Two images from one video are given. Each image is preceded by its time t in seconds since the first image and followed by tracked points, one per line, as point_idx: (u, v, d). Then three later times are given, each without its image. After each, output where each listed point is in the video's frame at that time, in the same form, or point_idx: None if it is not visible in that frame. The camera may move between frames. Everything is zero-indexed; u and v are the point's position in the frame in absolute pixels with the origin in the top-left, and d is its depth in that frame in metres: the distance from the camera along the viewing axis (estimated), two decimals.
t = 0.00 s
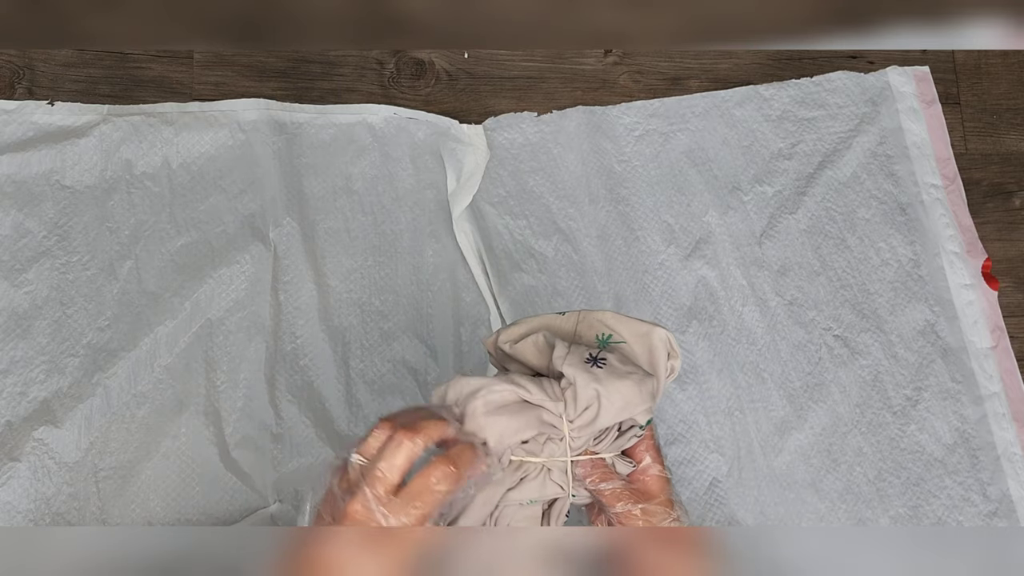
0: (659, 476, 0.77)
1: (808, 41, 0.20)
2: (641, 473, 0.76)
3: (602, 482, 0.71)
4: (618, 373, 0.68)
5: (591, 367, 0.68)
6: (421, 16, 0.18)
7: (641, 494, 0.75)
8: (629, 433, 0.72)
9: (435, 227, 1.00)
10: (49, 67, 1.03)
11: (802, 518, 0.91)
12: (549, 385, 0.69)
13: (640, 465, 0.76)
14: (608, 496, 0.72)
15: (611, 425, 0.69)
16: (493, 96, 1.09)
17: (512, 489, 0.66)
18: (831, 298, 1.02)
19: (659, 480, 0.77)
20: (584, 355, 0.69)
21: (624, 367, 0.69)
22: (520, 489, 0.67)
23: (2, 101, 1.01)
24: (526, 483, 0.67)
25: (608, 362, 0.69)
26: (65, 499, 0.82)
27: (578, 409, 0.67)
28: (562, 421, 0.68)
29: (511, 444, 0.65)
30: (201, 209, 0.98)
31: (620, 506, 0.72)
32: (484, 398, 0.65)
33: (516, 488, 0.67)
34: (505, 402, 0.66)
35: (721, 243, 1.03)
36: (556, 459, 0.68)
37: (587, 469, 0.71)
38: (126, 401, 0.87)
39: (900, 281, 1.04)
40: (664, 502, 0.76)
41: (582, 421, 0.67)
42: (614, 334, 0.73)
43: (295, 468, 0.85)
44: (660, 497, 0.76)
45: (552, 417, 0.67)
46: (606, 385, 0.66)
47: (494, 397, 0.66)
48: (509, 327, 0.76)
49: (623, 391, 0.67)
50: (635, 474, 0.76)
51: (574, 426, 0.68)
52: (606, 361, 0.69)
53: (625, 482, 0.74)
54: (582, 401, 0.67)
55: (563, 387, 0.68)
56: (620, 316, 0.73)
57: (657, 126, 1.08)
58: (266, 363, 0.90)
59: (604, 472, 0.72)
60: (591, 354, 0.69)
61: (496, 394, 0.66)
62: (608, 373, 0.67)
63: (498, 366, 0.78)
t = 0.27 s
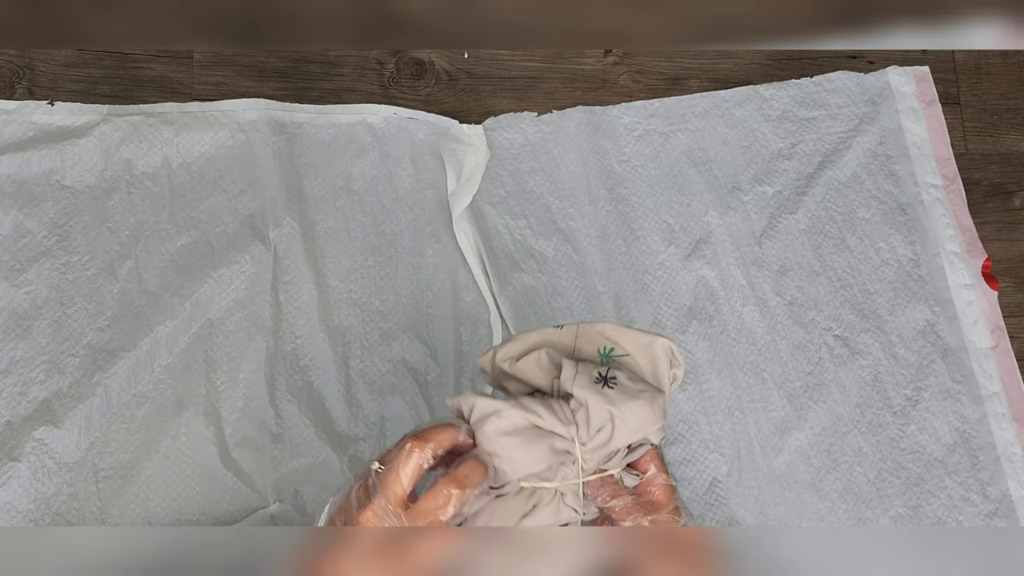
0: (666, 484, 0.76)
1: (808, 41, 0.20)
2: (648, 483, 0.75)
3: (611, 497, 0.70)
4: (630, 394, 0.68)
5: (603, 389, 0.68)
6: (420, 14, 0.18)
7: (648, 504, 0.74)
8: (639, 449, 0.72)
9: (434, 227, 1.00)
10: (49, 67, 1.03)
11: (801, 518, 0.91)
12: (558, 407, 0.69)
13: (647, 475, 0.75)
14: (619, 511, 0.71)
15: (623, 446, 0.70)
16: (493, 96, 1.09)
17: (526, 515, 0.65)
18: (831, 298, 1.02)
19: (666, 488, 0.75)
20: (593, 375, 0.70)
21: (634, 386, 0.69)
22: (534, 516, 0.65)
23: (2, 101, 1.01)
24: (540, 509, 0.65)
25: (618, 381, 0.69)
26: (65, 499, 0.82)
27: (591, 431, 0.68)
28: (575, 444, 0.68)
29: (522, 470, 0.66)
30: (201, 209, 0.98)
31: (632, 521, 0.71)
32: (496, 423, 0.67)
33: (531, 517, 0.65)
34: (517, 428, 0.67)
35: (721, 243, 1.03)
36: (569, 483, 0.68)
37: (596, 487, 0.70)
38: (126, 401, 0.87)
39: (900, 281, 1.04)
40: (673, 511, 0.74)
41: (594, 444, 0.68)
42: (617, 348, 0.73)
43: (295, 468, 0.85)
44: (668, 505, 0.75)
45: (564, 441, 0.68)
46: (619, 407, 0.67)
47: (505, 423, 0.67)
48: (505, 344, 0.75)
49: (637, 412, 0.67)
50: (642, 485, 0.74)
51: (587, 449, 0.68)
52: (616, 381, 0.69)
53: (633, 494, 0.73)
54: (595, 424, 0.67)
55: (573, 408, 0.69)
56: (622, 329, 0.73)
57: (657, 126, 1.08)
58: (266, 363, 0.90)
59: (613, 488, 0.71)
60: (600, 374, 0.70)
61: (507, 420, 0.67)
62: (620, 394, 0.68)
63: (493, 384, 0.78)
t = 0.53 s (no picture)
0: (671, 487, 0.76)
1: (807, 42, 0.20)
2: (654, 486, 0.76)
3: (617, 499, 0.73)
4: (643, 393, 0.68)
5: (616, 388, 0.68)
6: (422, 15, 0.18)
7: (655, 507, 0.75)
8: (649, 450, 0.72)
9: (435, 227, 1.00)
10: (49, 67, 1.03)
11: (801, 518, 0.91)
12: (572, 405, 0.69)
13: (653, 478, 0.76)
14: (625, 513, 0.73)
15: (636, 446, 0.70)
16: (493, 96, 1.09)
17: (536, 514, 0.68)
18: (831, 298, 1.02)
19: (672, 490, 0.76)
20: (607, 374, 0.69)
21: (647, 386, 0.69)
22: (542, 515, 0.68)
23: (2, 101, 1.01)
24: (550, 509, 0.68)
25: (631, 380, 0.69)
26: (65, 499, 0.82)
27: (603, 430, 0.68)
28: (588, 443, 0.68)
29: (536, 466, 0.68)
30: (201, 209, 0.98)
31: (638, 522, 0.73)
32: (512, 416, 0.67)
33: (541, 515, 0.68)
34: (532, 423, 0.68)
35: (721, 243, 1.03)
36: (580, 482, 0.69)
37: (603, 488, 0.73)
38: (126, 401, 0.87)
39: (900, 280, 1.04)
40: (678, 513, 0.75)
41: (607, 443, 0.68)
42: (628, 348, 0.73)
43: (295, 468, 0.86)
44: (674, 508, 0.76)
45: (577, 439, 0.68)
46: (633, 406, 0.67)
47: (521, 416, 0.67)
48: (515, 341, 0.74)
49: (650, 412, 0.67)
50: (648, 488, 0.76)
51: (599, 448, 0.68)
52: (629, 381, 0.69)
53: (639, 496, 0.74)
54: (609, 422, 0.67)
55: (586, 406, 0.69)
56: (634, 328, 0.73)
57: (657, 126, 1.08)
58: (266, 363, 0.90)
59: (619, 489, 0.73)
60: (613, 373, 0.69)
61: (523, 414, 0.67)
62: (634, 393, 0.68)
63: (500, 381, 0.77)
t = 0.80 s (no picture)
0: (667, 488, 0.75)
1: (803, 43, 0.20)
2: (649, 487, 0.74)
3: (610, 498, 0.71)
4: (638, 396, 0.68)
5: (611, 391, 0.68)
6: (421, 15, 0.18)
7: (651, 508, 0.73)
8: (643, 452, 0.72)
9: (434, 227, 1.00)
10: (49, 67, 1.03)
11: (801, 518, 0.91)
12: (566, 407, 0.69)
13: (647, 478, 0.74)
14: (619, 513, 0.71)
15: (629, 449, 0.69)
16: (493, 96, 1.09)
17: (527, 514, 0.68)
18: (831, 298, 1.02)
19: (667, 491, 0.74)
20: (602, 377, 0.69)
21: (641, 389, 0.69)
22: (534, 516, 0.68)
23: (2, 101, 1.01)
24: (542, 509, 0.68)
25: (626, 384, 0.69)
26: (66, 499, 0.82)
27: (597, 433, 0.67)
28: (580, 445, 0.68)
29: (528, 465, 0.67)
30: (201, 209, 0.98)
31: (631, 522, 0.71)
32: (504, 415, 0.67)
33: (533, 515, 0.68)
34: (526, 422, 0.67)
35: (721, 243, 1.03)
36: (573, 484, 0.69)
37: (595, 489, 0.71)
38: (126, 401, 0.87)
39: (900, 281, 1.04)
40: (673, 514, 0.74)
41: (600, 445, 0.68)
42: (624, 351, 0.73)
43: (295, 468, 0.86)
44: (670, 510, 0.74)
45: (570, 441, 0.68)
46: (627, 409, 0.67)
47: (514, 415, 0.67)
48: (511, 342, 0.74)
49: (645, 416, 0.67)
50: (643, 489, 0.74)
51: (592, 450, 0.68)
52: (623, 384, 0.69)
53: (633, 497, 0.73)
54: (602, 425, 0.67)
55: (579, 408, 0.69)
56: (630, 332, 0.73)
57: (657, 126, 1.08)
58: (266, 363, 0.90)
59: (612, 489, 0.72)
60: (607, 375, 0.70)
61: (515, 412, 0.67)
62: (628, 396, 0.68)
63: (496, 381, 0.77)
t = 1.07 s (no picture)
0: (661, 490, 0.74)
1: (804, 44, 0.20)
2: (643, 488, 0.74)
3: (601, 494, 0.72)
4: (622, 395, 0.68)
5: (595, 390, 0.68)
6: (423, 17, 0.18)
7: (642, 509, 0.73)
8: (633, 451, 0.71)
9: (434, 227, 1.00)
10: (49, 67, 1.03)
11: (801, 518, 0.91)
12: (550, 407, 0.69)
13: (643, 479, 0.74)
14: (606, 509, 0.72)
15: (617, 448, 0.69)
16: (493, 96, 1.09)
17: (519, 516, 0.68)
18: (831, 298, 1.02)
19: (661, 493, 0.74)
20: (587, 377, 0.69)
21: (628, 388, 0.69)
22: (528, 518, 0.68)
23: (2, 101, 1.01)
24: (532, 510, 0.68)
25: (611, 383, 0.69)
26: (66, 499, 0.82)
27: (581, 433, 0.67)
28: (565, 445, 0.68)
29: (513, 470, 0.67)
30: (201, 209, 0.98)
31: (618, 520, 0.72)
32: (486, 421, 0.67)
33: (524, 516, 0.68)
34: (508, 427, 0.67)
35: (721, 243, 1.03)
36: (563, 483, 0.69)
37: (587, 483, 0.72)
38: (126, 401, 0.87)
39: (900, 280, 1.04)
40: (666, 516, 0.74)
41: (585, 445, 0.68)
42: (622, 348, 0.72)
43: (295, 467, 0.85)
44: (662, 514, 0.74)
45: (554, 442, 0.68)
46: (610, 409, 0.67)
47: (495, 421, 0.67)
48: (514, 336, 0.75)
49: (628, 415, 0.67)
50: (638, 489, 0.74)
51: (578, 449, 0.68)
52: (609, 383, 0.69)
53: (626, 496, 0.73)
54: (585, 425, 0.67)
55: (565, 408, 0.69)
56: (627, 330, 0.72)
57: (657, 126, 1.08)
58: (266, 363, 0.90)
59: (604, 485, 0.72)
60: (593, 375, 0.69)
61: (496, 418, 0.67)
62: (612, 396, 0.67)
63: (501, 375, 0.78)
